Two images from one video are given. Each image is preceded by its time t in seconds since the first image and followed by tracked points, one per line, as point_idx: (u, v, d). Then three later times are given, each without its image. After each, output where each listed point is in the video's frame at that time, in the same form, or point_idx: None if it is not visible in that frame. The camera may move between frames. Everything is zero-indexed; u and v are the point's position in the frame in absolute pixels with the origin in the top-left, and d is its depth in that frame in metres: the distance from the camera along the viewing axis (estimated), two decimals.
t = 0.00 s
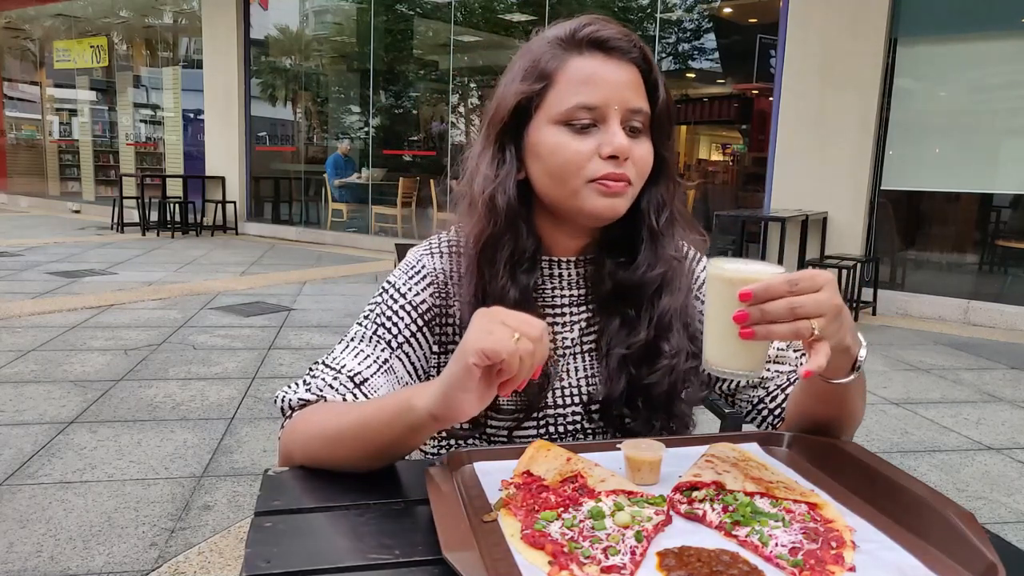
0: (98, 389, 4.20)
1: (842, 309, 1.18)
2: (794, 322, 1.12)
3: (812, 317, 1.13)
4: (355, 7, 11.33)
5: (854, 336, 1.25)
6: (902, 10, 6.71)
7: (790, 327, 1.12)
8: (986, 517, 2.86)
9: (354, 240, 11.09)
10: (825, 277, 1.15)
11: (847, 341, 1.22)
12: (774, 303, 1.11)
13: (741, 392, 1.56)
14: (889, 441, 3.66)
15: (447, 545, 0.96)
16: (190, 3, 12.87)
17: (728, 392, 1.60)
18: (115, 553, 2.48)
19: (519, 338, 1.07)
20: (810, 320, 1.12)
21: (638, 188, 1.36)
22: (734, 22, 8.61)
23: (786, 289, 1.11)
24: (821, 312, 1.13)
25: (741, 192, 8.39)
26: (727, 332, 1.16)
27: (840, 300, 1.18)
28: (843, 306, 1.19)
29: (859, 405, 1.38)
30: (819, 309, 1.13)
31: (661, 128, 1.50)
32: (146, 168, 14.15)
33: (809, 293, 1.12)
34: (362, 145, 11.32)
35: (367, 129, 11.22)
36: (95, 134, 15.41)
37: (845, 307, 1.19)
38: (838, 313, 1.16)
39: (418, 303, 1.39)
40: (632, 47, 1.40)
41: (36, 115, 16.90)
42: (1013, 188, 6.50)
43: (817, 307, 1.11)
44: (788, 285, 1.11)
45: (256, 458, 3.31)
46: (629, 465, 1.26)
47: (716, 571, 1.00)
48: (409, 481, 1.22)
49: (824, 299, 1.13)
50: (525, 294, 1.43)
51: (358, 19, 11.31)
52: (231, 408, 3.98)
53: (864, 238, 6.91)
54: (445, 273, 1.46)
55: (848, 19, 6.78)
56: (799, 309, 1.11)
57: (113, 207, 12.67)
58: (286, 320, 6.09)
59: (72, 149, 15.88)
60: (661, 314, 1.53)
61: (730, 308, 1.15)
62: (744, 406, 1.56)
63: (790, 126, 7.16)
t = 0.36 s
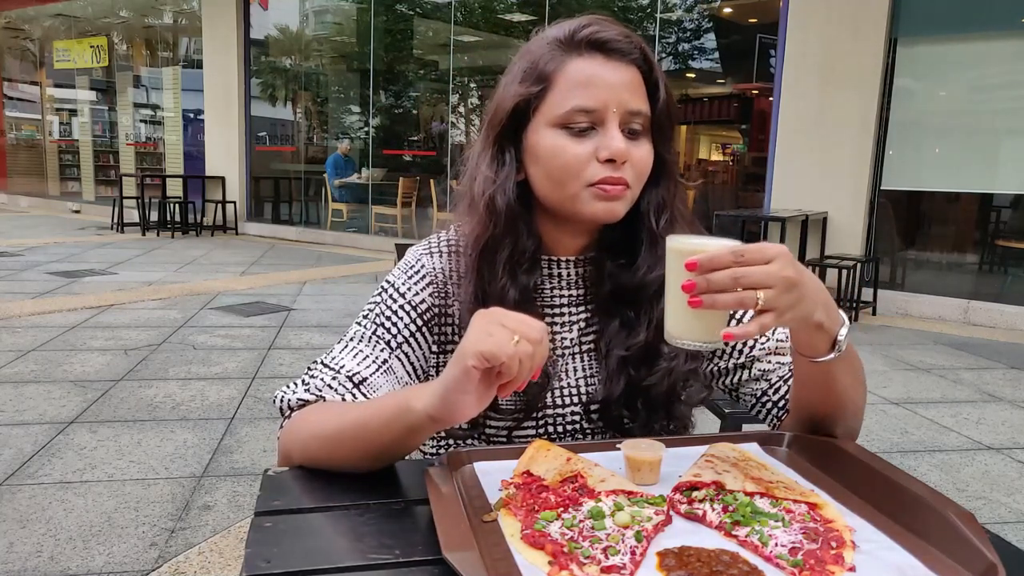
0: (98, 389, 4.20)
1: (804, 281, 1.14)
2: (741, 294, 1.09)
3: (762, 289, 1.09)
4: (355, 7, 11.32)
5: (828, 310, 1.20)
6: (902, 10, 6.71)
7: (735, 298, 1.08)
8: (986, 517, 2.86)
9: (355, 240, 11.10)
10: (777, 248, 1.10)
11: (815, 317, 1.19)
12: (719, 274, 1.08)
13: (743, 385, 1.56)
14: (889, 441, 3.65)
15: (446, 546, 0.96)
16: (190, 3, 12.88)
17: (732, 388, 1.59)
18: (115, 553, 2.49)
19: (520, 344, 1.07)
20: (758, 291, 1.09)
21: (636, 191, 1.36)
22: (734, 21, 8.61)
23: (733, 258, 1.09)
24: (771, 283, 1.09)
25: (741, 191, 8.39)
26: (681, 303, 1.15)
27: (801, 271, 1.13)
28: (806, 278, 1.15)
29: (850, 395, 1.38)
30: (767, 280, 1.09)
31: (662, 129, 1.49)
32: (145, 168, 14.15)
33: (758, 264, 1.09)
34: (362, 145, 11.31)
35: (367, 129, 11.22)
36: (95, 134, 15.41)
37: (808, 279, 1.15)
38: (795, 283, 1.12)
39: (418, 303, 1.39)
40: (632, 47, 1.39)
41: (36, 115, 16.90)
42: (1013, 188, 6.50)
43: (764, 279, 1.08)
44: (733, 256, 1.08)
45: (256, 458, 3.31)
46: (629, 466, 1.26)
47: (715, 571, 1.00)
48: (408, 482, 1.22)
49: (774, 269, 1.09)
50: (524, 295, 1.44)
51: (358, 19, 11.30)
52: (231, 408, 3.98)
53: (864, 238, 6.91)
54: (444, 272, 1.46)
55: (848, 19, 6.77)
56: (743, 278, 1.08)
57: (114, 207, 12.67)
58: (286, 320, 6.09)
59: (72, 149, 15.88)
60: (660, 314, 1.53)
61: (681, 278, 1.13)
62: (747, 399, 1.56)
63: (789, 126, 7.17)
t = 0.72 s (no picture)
0: (98, 390, 4.20)
1: (752, 245, 1.13)
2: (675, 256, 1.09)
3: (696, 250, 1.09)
4: (355, 7, 11.32)
5: (790, 276, 1.20)
6: (902, 10, 6.71)
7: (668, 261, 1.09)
8: (986, 517, 2.86)
9: (355, 240, 11.10)
10: (713, 211, 1.10)
11: (774, 282, 1.18)
12: (654, 239, 1.09)
13: (740, 372, 1.55)
14: (889, 441, 3.66)
15: (445, 545, 0.96)
16: (190, 3, 12.88)
17: (729, 376, 1.58)
18: (115, 553, 2.48)
19: (521, 350, 1.07)
20: (691, 254, 1.09)
21: (620, 188, 1.35)
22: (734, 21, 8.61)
23: (667, 223, 1.09)
24: (707, 245, 1.09)
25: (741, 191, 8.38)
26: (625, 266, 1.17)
27: (744, 235, 1.12)
28: (754, 242, 1.14)
29: (838, 375, 1.36)
30: (703, 243, 1.09)
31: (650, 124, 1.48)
32: (145, 168, 14.15)
33: (695, 228, 1.09)
34: (362, 145, 11.31)
35: (367, 129, 11.22)
36: (95, 134, 15.41)
37: (758, 244, 1.14)
38: (736, 247, 1.11)
39: (412, 301, 1.39)
40: (615, 43, 1.38)
41: (36, 115, 16.90)
42: (1013, 188, 6.50)
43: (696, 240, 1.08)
44: (668, 221, 1.08)
45: (256, 458, 3.32)
46: (629, 466, 1.26)
47: (715, 571, 1.00)
48: (409, 482, 1.22)
49: (710, 232, 1.09)
50: (513, 290, 1.43)
51: (358, 19, 11.30)
52: (231, 408, 3.98)
53: (864, 238, 6.91)
54: (434, 269, 1.46)
55: (848, 19, 6.77)
56: (677, 241, 1.08)
57: (114, 207, 12.68)
58: (286, 320, 6.09)
59: (72, 149, 15.89)
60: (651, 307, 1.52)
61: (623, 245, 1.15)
62: (745, 387, 1.55)
63: (789, 126, 7.17)
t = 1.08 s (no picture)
0: (98, 389, 4.20)
1: (719, 239, 1.15)
2: (641, 252, 1.11)
3: (662, 245, 1.11)
4: (355, 7, 11.32)
5: (764, 269, 1.21)
6: (901, 11, 6.71)
7: (635, 257, 1.11)
8: (986, 517, 2.86)
9: (355, 240, 11.10)
10: (679, 207, 1.12)
11: (748, 274, 1.20)
12: (620, 236, 1.11)
13: (739, 377, 1.55)
14: (890, 441, 3.66)
15: (445, 546, 0.96)
16: (190, 3, 12.87)
17: (728, 381, 1.58)
18: (115, 553, 2.49)
19: (522, 357, 1.07)
20: (656, 250, 1.11)
21: (619, 193, 1.34)
22: (734, 21, 8.61)
23: (633, 220, 1.11)
24: (672, 240, 1.11)
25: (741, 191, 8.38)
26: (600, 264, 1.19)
27: (710, 229, 1.13)
28: (723, 237, 1.15)
29: (828, 375, 1.35)
30: (668, 238, 1.10)
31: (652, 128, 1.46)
32: (145, 168, 14.16)
33: (660, 224, 1.11)
34: (362, 145, 11.32)
35: (367, 129, 11.22)
36: (95, 134, 15.41)
37: (725, 237, 1.15)
38: (702, 241, 1.12)
39: (413, 301, 1.40)
40: (614, 46, 1.37)
41: (36, 115, 16.90)
42: (1013, 188, 6.50)
43: (659, 236, 1.10)
44: (633, 218, 1.11)
45: (256, 458, 3.32)
46: (628, 466, 1.26)
47: (716, 571, 0.99)
48: (408, 482, 1.22)
49: (676, 228, 1.11)
50: (512, 294, 1.43)
51: (358, 19, 11.30)
52: (231, 408, 3.98)
53: (864, 238, 6.91)
54: (433, 270, 1.47)
55: (849, 19, 6.77)
56: (642, 238, 1.10)
57: (114, 207, 12.68)
58: (286, 320, 6.09)
59: (72, 149, 15.89)
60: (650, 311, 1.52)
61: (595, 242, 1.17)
62: (745, 391, 1.55)
63: (790, 126, 7.17)
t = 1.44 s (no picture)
0: (98, 390, 4.20)
1: (711, 238, 1.15)
2: (633, 252, 1.11)
3: (654, 245, 1.11)
4: (355, 7, 11.32)
5: (758, 267, 1.22)
6: (901, 10, 6.71)
7: (627, 257, 1.11)
8: (986, 517, 2.86)
9: (355, 240, 11.10)
10: (670, 206, 1.13)
11: (742, 271, 1.20)
12: (613, 236, 1.11)
13: (742, 379, 1.55)
14: (890, 441, 3.66)
15: (446, 545, 0.96)
16: (190, 3, 12.87)
17: (732, 382, 1.59)
18: (115, 553, 2.48)
19: (526, 363, 1.07)
20: (648, 249, 1.11)
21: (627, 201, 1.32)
22: (734, 21, 8.61)
23: (625, 221, 1.11)
24: (664, 240, 1.11)
25: (741, 191, 8.39)
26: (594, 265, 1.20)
27: (702, 228, 1.14)
28: (715, 235, 1.16)
29: (828, 376, 1.35)
30: (659, 238, 1.11)
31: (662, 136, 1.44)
32: (145, 168, 14.16)
33: (650, 224, 1.11)
34: (362, 145, 11.32)
35: (367, 129, 11.22)
36: (95, 134, 15.41)
37: (716, 236, 1.16)
38: (693, 240, 1.13)
39: (418, 304, 1.39)
40: (626, 52, 1.35)
41: (36, 115, 16.89)
42: (1013, 188, 6.50)
43: (651, 236, 1.10)
44: (625, 218, 1.11)
45: (256, 458, 3.32)
46: (629, 466, 1.26)
47: (715, 571, 0.99)
48: (409, 482, 1.22)
49: (667, 227, 1.11)
50: (517, 300, 1.42)
51: (358, 19, 11.29)
52: (231, 408, 3.98)
53: (864, 238, 6.91)
54: (438, 274, 1.47)
55: (849, 19, 6.77)
56: (634, 238, 1.11)
57: (114, 207, 12.68)
58: (286, 320, 6.09)
59: (72, 149, 15.88)
60: (654, 316, 1.51)
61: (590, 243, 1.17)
62: (747, 393, 1.55)
63: (790, 126, 7.16)
